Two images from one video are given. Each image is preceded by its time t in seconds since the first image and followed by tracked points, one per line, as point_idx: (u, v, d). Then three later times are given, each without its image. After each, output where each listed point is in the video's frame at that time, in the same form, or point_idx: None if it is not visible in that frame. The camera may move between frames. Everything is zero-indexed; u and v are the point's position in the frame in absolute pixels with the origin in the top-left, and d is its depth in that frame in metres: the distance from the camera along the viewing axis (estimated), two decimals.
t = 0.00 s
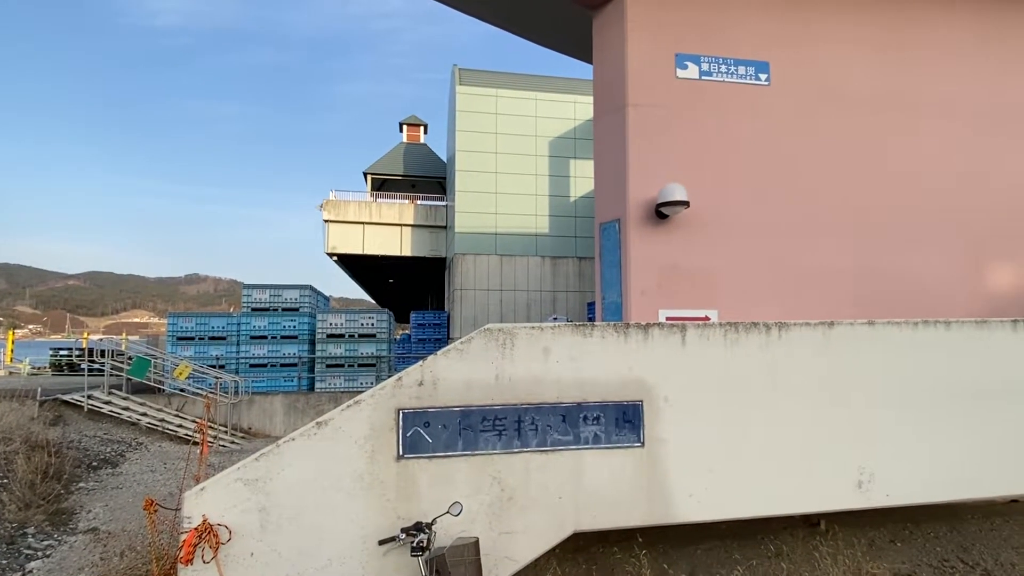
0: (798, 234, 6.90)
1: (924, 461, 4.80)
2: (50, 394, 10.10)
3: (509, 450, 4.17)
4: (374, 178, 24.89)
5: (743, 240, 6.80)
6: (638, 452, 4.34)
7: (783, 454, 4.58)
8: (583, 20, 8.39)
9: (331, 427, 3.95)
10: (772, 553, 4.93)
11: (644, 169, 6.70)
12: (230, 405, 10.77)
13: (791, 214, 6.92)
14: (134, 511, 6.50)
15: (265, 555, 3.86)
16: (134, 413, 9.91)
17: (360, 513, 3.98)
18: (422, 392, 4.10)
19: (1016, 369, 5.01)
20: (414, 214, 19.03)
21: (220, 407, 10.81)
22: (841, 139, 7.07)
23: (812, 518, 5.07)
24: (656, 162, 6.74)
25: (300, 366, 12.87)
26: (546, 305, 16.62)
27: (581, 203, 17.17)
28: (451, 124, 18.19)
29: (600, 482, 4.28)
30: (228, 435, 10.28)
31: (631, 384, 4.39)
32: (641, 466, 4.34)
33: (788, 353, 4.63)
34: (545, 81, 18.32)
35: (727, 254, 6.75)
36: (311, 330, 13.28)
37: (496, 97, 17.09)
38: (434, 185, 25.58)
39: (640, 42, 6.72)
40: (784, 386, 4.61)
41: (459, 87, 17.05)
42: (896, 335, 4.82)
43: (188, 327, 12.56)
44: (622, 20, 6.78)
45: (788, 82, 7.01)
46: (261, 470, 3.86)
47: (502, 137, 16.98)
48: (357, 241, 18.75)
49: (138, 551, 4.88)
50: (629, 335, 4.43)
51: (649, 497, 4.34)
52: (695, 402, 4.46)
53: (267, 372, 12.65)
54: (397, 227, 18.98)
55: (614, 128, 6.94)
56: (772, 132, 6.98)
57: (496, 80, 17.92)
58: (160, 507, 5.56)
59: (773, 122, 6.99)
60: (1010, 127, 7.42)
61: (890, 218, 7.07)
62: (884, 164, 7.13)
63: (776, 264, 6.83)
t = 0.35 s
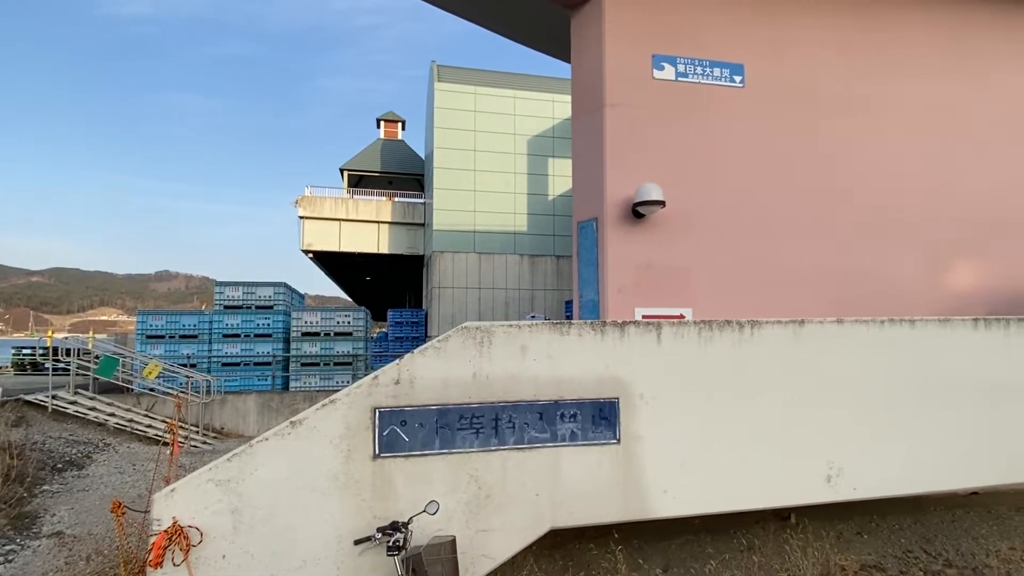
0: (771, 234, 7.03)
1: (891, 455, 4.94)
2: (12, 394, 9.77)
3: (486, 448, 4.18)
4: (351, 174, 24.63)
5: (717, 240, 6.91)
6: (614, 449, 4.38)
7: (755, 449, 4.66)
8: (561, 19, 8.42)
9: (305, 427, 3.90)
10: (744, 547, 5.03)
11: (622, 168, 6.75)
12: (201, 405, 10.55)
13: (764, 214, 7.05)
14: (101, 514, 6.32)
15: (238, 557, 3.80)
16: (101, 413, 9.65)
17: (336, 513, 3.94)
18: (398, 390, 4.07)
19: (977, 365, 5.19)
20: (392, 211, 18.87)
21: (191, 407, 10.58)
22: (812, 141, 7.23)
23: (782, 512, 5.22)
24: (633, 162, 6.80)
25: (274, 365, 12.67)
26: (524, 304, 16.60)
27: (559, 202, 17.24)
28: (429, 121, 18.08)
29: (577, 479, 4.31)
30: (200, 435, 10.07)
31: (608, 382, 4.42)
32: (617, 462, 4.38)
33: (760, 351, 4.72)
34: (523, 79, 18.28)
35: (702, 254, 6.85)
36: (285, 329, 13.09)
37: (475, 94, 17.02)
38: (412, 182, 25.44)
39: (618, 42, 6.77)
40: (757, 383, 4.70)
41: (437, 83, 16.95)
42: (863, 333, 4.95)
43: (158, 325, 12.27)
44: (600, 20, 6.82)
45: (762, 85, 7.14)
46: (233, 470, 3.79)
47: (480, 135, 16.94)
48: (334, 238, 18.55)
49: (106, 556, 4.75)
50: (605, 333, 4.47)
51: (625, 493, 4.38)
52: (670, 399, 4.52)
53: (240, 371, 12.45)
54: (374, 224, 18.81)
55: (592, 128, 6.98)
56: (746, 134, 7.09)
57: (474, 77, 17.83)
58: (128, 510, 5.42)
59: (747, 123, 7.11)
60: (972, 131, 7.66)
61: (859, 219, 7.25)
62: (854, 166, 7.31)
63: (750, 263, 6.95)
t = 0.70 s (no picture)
0: (741, 233, 7.17)
1: (854, 450, 5.09)
2: None
3: (460, 446, 4.17)
4: (323, 169, 24.31)
5: (689, 239, 7.02)
6: (587, 446, 4.42)
7: (724, 444, 4.76)
8: (536, 17, 8.43)
9: (275, 426, 3.83)
10: (713, 541, 5.16)
11: (596, 167, 6.80)
12: (167, 405, 10.27)
13: (734, 214, 7.19)
14: (60, 517, 6.10)
15: (204, 560, 3.72)
16: (61, 414, 9.32)
17: (306, 514, 3.88)
18: (371, 389, 4.03)
19: (935, 361, 5.39)
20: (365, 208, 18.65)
21: (157, 407, 10.30)
22: (780, 143, 7.39)
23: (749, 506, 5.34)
24: (607, 161, 6.85)
25: (243, 363, 12.41)
26: (499, 302, 16.61)
27: (534, 200, 17.30)
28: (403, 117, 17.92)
29: (550, 476, 4.33)
30: (165, 436, 9.81)
31: (581, 379, 4.46)
32: (590, 459, 4.42)
33: (729, 348, 4.82)
34: (499, 76, 18.27)
35: (674, 253, 6.95)
36: (255, 327, 12.85)
37: (450, 91, 16.95)
38: (386, 179, 25.21)
39: (592, 41, 6.81)
40: (726, 380, 4.80)
41: (412, 79, 16.81)
42: (827, 330, 5.09)
43: (122, 323, 11.92)
44: (575, 20, 6.85)
45: (733, 87, 7.27)
46: (200, 472, 3.70)
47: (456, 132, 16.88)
48: (305, 234, 18.29)
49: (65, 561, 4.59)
50: (579, 331, 4.50)
51: (598, 489, 4.42)
52: (642, 396, 4.57)
53: (207, 370, 12.12)
54: (347, 220, 18.57)
55: (567, 126, 7.01)
56: (717, 135, 7.22)
57: (450, 73, 17.74)
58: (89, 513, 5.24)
59: (719, 125, 7.23)
60: (933, 135, 7.93)
61: (826, 219, 7.44)
62: (820, 168, 7.50)
63: (720, 262, 7.08)
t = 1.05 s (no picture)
0: (708, 234, 7.32)
1: (815, 444, 5.25)
2: None
3: (430, 445, 4.14)
4: (291, 164, 23.83)
5: (658, 238, 7.12)
6: (556, 443, 4.45)
7: (691, 440, 4.85)
8: (508, 15, 8.43)
9: (239, 426, 3.74)
10: (679, 534, 5.27)
11: (566, 166, 6.83)
12: (126, 406, 9.92)
13: (702, 214, 7.32)
14: (9, 525, 5.83)
15: (164, 565, 3.61)
16: (11, 416, 8.92)
17: (272, 516, 3.81)
18: (338, 387, 3.97)
19: (892, 358, 5.59)
20: (334, 204, 18.36)
21: (115, 408, 9.94)
22: (746, 145, 7.57)
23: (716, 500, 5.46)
24: (578, 160, 6.90)
25: (206, 362, 12.08)
26: (470, 300, 16.35)
27: (506, 198, 17.32)
28: (373, 112, 17.69)
29: (520, 473, 4.35)
30: (124, 437, 9.47)
31: (551, 376, 4.48)
32: (559, 456, 4.45)
33: (696, 346, 4.91)
34: (471, 73, 18.21)
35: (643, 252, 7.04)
36: (218, 325, 12.53)
37: (421, 87, 16.81)
38: (355, 174, 24.86)
39: (564, 41, 6.84)
40: (692, 377, 4.89)
41: (383, 74, 16.60)
42: (789, 328, 5.23)
43: (77, 321, 11.45)
44: (546, 19, 6.86)
45: (700, 90, 7.41)
46: (159, 474, 3.59)
47: (427, 128, 16.75)
48: (271, 230, 17.92)
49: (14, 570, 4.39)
50: (549, 328, 4.52)
51: (567, 486, 4.45)
52: (611, 393, 4.62)
53: (168, 369, 11.72)
54: (315, 216, 18.25)
55: (538, 125, 7.03)
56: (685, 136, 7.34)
57: (421, 69, 17.60)
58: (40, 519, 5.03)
59: (687, 127, 7.35)
60: (890, 140, 8.23)
61: (789, 220, 7.65)
62: (783, 170, 7.70)
63: (688, 261, 7.20)
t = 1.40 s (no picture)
0: (672, 233, 7.45)
1: (773, 439, 5.41)
2: None
3: (395, 444, 4.10)
4: (253, 158, 23.24)
5: (623, 238, 7.21)
6: (523, 440, 4.46)
7: (655, 436, 4.93)
8: (476, 12, 8.40)
9: (196, 427, 3.63)
10: (643, 528, 5.36)
11: (534, 165, 6.85)
12: (75, 407, 9.50)
13: (666, 214, 7.46)
14: None
15: (116, 572, 3.47)
16: None
17: (231, 519, 3.71)
18: (301, 386, 3.89)
19: (846, 354, 5.80)
20: (298, 199, 17.97)
21: (63, 410, 9.50)
22: (709, 147, 7.73)
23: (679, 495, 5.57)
24: (546, 159, 6.92)
25: (163, 361, 11.67)
26: (437, 298, 16.22)
27: (474, 196, 17.20)
28: (339, 106, 17.40)
29: (487, 471, 4.34)
30: (73, 440, 9.07)
31: (518, 374, 4.49)
32: (526, 453, 4.46)
33: (660, 343, 4.99)
34: (439, 69, 18.07)
35: (609, 251, 7.12)
36: (175, 323, 12.15)
37: (388, 82, 16.61)
38: (320, 169, 24.40)
39: (532, 39, 6.85)
40: (657, 374, 4.97)
41: (349, 68, 16.33)
42: (750, 326, 5.37)
43: (23, 318, 10.85)
44: (515, 17, 6.86)
45: (665, 92, 7.54)
46: (111, 478, 3.46)
47: (394, 124, 16.55)
48: (232, 224, 17.44)
49: None
50: (517, 326, 4.52)
51: (533, 483, 4.47)
52: (577, 390, 4.67)
53: (121, 369, 11.25)
54: (278, 211, 17.82)
55: (506, 122, 7.02)
56: (651, 137, 7.46)
57: (389, 63, 17.38)
58: None
59: (652, 128, 7.47)
60: (845, 144, 8.53)
61: (749, 221, 7.86)
62: (746, 172, 7.90)
63: (653, 261, 7.32)
